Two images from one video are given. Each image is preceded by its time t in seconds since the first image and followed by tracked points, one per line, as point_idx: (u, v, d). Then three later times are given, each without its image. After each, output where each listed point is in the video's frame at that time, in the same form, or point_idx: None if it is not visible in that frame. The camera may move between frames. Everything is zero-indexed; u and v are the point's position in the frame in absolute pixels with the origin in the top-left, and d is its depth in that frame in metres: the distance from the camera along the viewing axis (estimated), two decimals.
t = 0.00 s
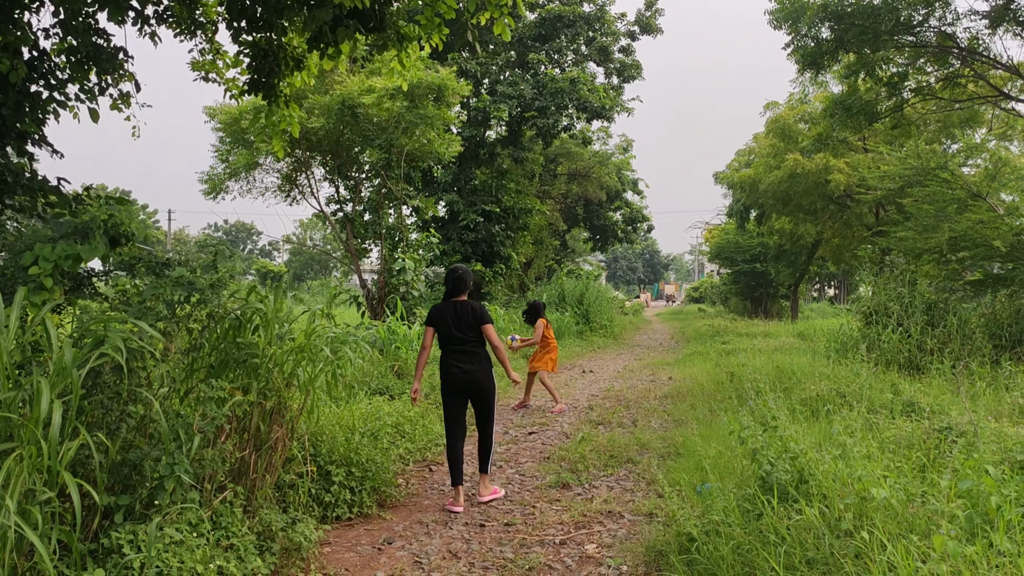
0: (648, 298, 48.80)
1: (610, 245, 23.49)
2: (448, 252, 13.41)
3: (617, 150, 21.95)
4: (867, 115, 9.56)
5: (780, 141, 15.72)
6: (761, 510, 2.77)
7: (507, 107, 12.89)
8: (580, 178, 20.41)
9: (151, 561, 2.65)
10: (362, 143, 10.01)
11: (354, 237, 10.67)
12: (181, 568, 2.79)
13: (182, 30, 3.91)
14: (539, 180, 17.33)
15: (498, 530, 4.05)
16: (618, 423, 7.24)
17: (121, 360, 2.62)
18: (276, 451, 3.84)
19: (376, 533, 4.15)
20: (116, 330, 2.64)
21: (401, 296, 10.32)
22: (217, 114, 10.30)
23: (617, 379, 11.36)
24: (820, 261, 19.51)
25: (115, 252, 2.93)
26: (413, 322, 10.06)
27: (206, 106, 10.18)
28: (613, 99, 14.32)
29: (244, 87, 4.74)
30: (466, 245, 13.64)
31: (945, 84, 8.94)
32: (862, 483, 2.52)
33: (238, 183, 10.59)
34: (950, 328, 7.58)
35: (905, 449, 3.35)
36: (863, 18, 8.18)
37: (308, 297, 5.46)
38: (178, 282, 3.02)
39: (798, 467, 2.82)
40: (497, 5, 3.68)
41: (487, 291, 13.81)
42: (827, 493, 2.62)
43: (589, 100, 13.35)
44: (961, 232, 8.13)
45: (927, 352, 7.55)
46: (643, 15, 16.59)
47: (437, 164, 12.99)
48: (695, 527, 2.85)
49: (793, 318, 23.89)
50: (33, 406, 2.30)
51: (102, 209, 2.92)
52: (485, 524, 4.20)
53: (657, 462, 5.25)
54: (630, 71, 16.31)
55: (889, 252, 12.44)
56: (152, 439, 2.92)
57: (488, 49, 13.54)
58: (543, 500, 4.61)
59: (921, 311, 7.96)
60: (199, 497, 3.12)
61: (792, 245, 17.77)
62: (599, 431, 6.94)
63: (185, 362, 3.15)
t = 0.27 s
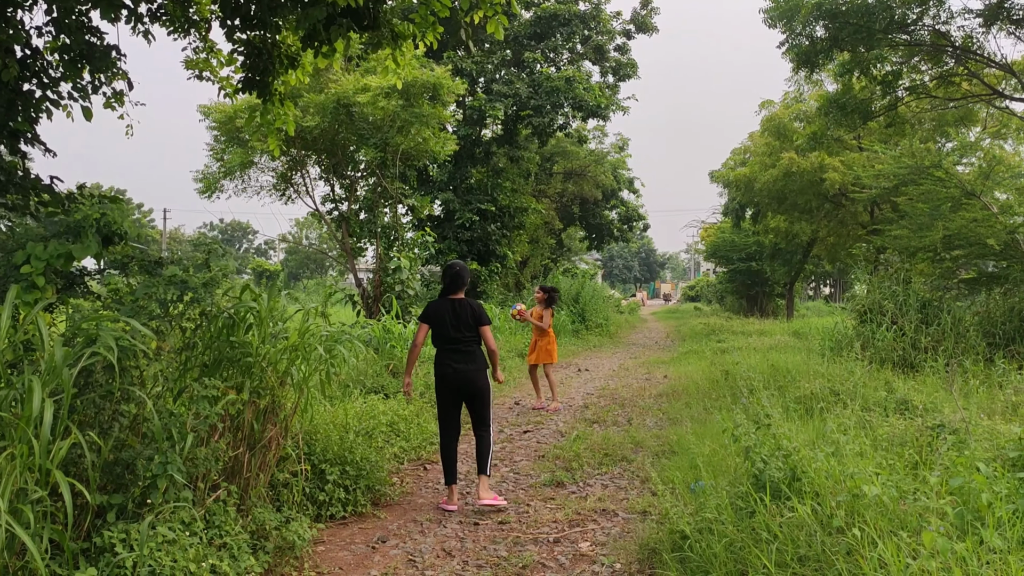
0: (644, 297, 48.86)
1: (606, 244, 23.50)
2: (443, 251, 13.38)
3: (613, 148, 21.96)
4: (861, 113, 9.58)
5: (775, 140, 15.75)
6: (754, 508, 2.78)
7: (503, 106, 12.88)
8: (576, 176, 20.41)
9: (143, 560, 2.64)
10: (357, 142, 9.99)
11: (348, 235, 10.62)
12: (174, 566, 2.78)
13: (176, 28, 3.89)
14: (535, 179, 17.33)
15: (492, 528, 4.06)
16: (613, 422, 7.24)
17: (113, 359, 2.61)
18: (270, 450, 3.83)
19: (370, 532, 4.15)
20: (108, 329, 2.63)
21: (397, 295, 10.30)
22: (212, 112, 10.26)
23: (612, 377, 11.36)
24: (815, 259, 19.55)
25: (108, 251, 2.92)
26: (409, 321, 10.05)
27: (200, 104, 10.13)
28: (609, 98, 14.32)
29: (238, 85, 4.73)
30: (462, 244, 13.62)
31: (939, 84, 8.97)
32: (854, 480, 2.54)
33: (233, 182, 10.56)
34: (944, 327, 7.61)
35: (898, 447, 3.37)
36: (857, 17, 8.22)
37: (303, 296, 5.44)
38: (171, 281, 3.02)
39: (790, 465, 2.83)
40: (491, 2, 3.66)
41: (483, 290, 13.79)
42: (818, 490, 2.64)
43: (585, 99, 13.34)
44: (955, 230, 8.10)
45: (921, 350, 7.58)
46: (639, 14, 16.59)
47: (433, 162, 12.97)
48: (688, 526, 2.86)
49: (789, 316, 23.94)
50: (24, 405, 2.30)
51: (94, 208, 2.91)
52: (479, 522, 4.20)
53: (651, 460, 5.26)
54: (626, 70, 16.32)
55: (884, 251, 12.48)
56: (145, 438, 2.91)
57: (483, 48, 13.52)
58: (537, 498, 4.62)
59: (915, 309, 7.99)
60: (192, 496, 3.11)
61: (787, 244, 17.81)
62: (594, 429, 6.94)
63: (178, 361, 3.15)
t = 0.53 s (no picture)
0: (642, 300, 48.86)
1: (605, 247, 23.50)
2: (442, 254, 13.37)
3: (612, 152, 21.98)
4: (859, 117, 9.59)
5: (774, 144, 15.78)
6: (751, 512, 2.78)
7: (502, 109, 12.90)
8: (575, 180, 20.43)
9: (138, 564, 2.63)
10: (356, 145, 9.98)
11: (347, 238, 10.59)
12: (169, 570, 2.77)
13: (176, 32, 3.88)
14: (534, 183, 17.34)
15: (489, 532, 4.04)
16: (611, 426, 7.24)
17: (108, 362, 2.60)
18: (267, 453, 3.82)
19: (366, 536, 4.13)
20: (104, 332, 2.62)
21: (396, 298, 10.27)
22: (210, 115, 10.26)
23: (611, 381, 11.35)
24: (814, 263, 19.57)
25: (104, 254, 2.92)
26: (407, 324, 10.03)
27: (199, 107, 10.13)
28: (608, 101, 14.35)
29: (236, 87, 4.73)
30: (461, 247, 13.60)
31: (936, 88, 8.99)
32: (851, 484, 2.54)
33: (231, 185, 10.55)
34: (942, 331, 7.61)
35: (895, 451, 3.37)
36: (856, 21, 8.24)
37: (301, 299, 5.43)
38: (167, 283, 3.01)
39: (787, 468, 2.84)
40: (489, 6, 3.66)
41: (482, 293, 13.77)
42: (815, 494, 2.64)
43: (584, 102, 13.36)
44: (953, 234, 8.20)
45: (919, 355, 7.58)
46: (638, 18, 16.63)
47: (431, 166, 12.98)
48: (685, 529, 2.86)
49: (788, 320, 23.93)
50: (19, 408, 2.29)
51: (90, 210, 2.90)
52: (476, 526, 4.19)
53: (649, 464, 5.25)
54: (625, 73, 16.34)
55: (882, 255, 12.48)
56: (141, 441, 2.90)
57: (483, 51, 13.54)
58: (534, 502, 4.60)
59: (913, 314, 7.99)
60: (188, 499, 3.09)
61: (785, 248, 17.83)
62: (592, 433, 6.93)
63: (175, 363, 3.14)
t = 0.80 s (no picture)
0: (650, 310, 48.83)
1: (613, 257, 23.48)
2: (450, 263, 13.41)
3: (620, 162, 22.02)
4: (866, 128, 9.58)
5: (782, 154, 15.76)
6: (759, 523, 2.77)
7: (510, 119, 12.97)
8: (583, 190, 20.46)
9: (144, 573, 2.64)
10: (365, 155, 10.05)
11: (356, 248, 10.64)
12: None
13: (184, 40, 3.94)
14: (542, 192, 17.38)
15: (495, 542, 4.03)
16: (618, 436, 7.21)
17: (115, 371, 2.62)
18: (274, 463, 3.82)
19: (373, 546, 4.13)
20: (111, 341, 2.64)
21: (403, 307, 10.29)
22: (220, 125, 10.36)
23: (618, 391, 11.32)
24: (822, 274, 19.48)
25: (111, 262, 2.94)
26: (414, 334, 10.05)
27: (208, 117, 10.23)
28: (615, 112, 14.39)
29: (246, 98, 4.78)
30: (469, 256, 13.63)
31: (944, 99, 8.98)
32: (859, 496, 2.54)
33: (240, 194, 10.64)
34: (951, 341, 7.56)
35: (903, 462, 3.36)
36: (863, 32, 8.28)
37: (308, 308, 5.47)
38: (176, 291, 3.05)
39: (795, 479, 2.83)
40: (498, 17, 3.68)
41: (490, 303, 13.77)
42: (824, 505, 2.63)
43: (592, 112, 13.41)
44: (961, 245, 8.12)
45: (928, 365, 7.53)
46: (646, 28, 16.71)
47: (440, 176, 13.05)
48: (693, 543, 2.84)
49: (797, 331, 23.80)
50: (26, 417, 2.31)
51: (99, 219, 2.93)
52: (482, 536, 4.18)
53: (656, 474, 5.22)
54: (633, 83, 16.40)
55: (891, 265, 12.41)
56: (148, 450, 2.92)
57: (491, 61, 13.64)
58: (541, 512, 4.59)
59: (921, 324, 7.93)
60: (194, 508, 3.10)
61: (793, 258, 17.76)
62: (599, 443, 6.91)
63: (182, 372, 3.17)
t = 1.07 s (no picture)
0: (667, 325, 48.48)
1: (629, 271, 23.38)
2: (466, 277, 13.44)
3: (636, 176, 22.00)
4: (885, 142, 9.48)
5: (800, 168, 15.64)
6: (775, 542, 2.74)
7: (526, 134, 13.04)
8: (599, 204, 20.44)
9: None
10: (381, 169, 10.15)
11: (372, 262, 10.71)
12: None
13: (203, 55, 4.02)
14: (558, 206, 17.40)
15: (509, 559, 3.99)
16: (633, 451, 7.13)
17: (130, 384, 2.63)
18: (288, 476, 3.83)
19: (386, 561, 4.11)
20: (127, 355, 2.66)
21: (419, 321, 10.30)
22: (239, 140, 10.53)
23: (634, 406, 11.20)
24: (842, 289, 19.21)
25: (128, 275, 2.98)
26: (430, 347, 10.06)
27: (228, 132, 10.40)
28: (631, 126, 14.41)
29: (264, 113, 4.85)
30: (485, 270, 13.66)
31: (965, 112, 8.87)
32: (877, 513, 2.52)
33: (258, 208, 10.77)
34: (972, 358, 7.40)
35: (923, 480, 3.29)
36: (881, 46, 8.24)
37: (325, 322, 5.50)
38: (191, 304, 3.07)
39: (812, 496, 2.79)
40: (514, 32, 3.71)
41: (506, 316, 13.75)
42: (841, 523, 2.60)
43: (608, 127, 13.44)
44: (981, 261, 7.95)
45: (949, 382, 7.37)
46: (662, 43, 16.75)
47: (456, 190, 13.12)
48: (709, 561, 2.81)
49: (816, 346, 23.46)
50: (41, 430, 2.33)
51: (117, 233, 2.97)
52: (496, 553, 4.14)
53: (672, 491, 5.15)
54: (649, 98, 16.42)
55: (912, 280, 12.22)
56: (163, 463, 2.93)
57: (508, 77, 13.74)
58: (555, 528, 4.54)
59: (942, 340, 7.78)
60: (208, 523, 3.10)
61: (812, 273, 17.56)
62: (614, 459, 6.83)
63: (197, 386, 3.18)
